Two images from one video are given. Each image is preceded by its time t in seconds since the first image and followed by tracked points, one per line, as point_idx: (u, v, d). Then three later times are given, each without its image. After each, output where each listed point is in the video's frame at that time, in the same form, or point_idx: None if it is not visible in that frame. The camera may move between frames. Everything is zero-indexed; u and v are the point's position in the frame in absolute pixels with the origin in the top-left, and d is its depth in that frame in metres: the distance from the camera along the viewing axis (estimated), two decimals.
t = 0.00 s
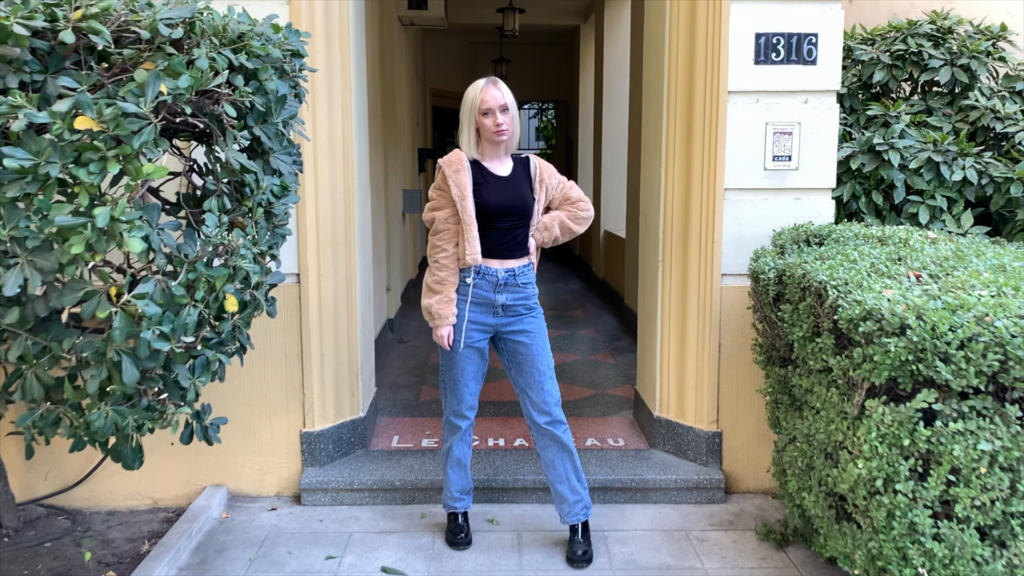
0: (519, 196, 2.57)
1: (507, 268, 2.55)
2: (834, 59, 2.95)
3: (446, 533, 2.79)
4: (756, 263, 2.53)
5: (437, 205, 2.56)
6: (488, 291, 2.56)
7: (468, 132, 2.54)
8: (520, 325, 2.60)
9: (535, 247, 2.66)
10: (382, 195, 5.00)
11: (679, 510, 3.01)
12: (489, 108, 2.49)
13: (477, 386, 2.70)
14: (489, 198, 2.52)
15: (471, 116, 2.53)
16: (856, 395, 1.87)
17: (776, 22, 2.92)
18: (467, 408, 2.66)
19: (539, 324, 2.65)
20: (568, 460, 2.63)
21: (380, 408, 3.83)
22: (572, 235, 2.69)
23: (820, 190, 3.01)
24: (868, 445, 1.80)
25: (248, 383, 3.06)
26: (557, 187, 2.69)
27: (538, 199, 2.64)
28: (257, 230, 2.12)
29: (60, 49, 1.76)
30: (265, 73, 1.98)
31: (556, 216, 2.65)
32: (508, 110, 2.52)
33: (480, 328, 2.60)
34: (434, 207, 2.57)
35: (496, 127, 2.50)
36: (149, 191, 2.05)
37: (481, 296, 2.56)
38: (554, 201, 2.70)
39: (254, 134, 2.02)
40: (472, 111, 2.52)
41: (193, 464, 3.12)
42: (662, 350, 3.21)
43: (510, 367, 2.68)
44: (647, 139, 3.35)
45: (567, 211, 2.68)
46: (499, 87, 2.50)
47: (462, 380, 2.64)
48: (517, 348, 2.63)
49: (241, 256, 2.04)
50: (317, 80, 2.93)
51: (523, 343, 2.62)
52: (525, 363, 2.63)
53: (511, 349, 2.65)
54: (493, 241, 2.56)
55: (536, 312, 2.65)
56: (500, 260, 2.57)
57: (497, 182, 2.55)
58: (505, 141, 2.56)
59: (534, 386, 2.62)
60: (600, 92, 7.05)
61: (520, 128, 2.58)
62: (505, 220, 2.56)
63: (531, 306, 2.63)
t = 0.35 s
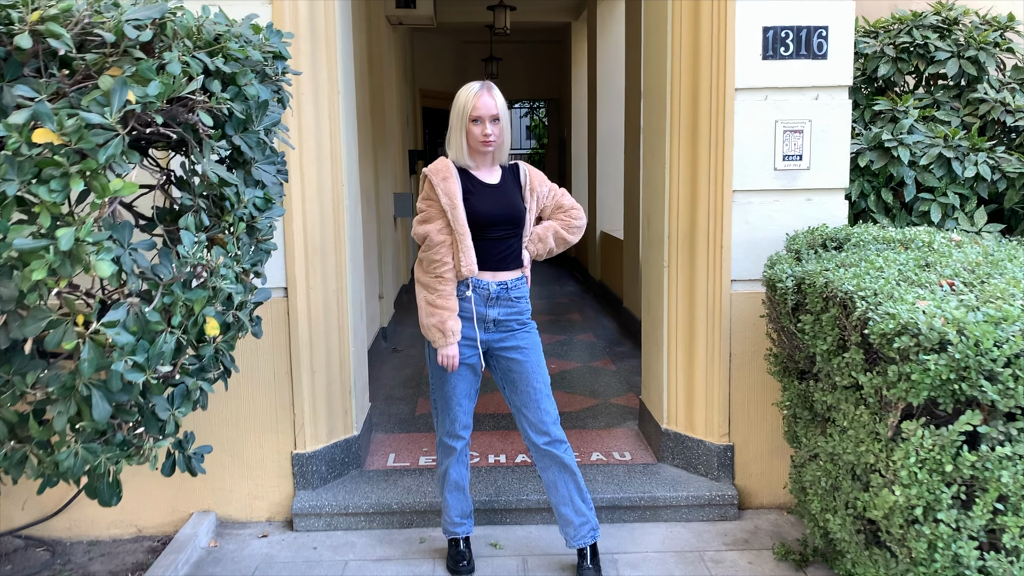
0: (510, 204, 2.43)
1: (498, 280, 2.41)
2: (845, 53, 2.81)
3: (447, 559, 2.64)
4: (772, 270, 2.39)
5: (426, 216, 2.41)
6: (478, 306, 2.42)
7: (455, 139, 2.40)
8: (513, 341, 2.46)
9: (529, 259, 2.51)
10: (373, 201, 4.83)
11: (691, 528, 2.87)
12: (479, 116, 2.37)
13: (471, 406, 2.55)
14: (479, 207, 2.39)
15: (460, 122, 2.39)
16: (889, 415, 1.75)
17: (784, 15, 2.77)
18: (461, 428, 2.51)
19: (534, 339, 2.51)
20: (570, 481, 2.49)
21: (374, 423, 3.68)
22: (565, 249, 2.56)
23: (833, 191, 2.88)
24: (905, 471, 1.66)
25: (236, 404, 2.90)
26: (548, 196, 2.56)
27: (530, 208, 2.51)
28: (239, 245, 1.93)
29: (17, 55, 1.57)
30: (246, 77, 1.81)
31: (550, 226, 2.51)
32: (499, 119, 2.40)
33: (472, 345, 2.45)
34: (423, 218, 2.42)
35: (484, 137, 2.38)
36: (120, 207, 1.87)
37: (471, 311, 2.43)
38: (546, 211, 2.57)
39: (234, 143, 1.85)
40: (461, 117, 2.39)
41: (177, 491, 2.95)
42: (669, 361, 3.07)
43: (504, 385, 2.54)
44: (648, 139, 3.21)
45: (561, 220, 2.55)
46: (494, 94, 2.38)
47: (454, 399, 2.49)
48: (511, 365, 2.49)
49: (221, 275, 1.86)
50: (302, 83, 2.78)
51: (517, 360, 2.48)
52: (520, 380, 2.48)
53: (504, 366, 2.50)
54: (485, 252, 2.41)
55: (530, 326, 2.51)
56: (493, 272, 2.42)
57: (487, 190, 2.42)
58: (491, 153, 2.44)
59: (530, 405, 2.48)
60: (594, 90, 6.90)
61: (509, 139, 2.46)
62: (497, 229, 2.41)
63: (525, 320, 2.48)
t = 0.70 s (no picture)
0: (499, 211, 2.29)
1: (484, 292, 2.27)
2: (856, 46, 2.67)
3: None
4: (786, 277, 2.26)
5: (410, 223, 2.27)
6: (463, 319, 2.28)
7: (440, 142, 2.26)
8: (501, 355, 2.32)
9: (520, 270, 2.37)
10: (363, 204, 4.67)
11: (700, 547, 2.74)
12: (465, 116, 2.23)
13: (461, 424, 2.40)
14: (466, 214, 2.24)
15: (445, 123, 2.25)
16: (922, 437, 1.61)
17: (792, 7, 2.63)
18: (450, 445, 2.36)
19: (523, 352, 2.37)
20: (567, 501, 2.34)
21: (366, 437, 3.53)
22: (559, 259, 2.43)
23: (844, 191, 2.74)
24: (942, 498, 1.53)
25: (219, 423, 2.74)
26: (542, 203, 2.41)
27: (522, 216, 2.35)
28: (213, 260, 1.75)
29: None
30: (218, 77, 1.63)
31: (542, 235, 2.37)
32: (487, 120, 2.26)
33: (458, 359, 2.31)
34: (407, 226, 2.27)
35: (471, 139, 2.24)
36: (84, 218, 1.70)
37: (455, 324, 2.29)
38: (539, 218, 2.42)
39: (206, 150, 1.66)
40: (446, 118, 2.25)
41: (158, 515, 2.79)
42: (675, 371, 2.93)
43: (493, 401, 2.40)
44: (649, 138, 3.07)
45: (555, 229, 2.41)
46: (481, 93, 2.24)
47: (441, 416, 2.34)
48: (500, 380, 2.35)
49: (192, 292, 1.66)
50: (284, 82, 2.63)
51: (505, 375, 2.33)
52: (510, 394, 2.34)
53: (492, 381, 2.36)
54: (472, 262, 2.27)
55: (520, 339, 2.36)
56: (478, 283, 2.28)
57: (475, 196, 2.27)
58: (479, 156, 2.30)
59: (520, 422, 2.33)
60: (589, 88, 6.77)
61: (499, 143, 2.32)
62: (485, 237, 2.28)
63: (514, 333, 2.34)
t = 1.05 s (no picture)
0: (500, 211, 2.10)
1: (488, 298, 2.09)
2: (882, 42, 2.48)
3: None
4: (806, 292, 2.09)
5: (405, 226, 2.13)
6: (467, 328, 2.10)
7: (441, 130, 2.09)
8: (509, 367, 2.13)
9: (527, 271, 2.18)
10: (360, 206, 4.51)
11: None
12: (469, 102, 2.06)
13: (465, 445, 2.22)
14: (461, 214, 2.07)
15: (447, 110, 2.09)
16: (968, 478, 1.43)
17: None
18: (451, 469, 2.17)
19: (534, 364, 2.17)
20: (563, 536, 2.14)
21: (359, 452, 3.37)
22: (571, 260, 2.22)
23: (868, 197, 2.56)
24: (990, 550, 1.35)
25: (199, 439, 2.60)
26: (553, 198, 2.20)
27: (528, 213, 2.16)
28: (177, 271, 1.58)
29: None
30: (178, 67, 1.46)
31: (552, 233, 2.16)
32: (492, 107, 2.09)
33: (462, 373, 2.13)
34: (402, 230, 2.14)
35: (474, 126, 2.06)
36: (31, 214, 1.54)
37: (459, 335, 2.11)
38: (551, 214, 2.21)
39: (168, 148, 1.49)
40: (448, 104, 2.09)
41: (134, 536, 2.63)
42: (684, 388, 2.76)
43: (500, 416, 2.22)
44: (659, 139, 2.89)
45: (567, 226, 2.19)
46: (487, 79, 2.09)
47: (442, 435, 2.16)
48: (506, 394, 2.16)
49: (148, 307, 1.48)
50: (269, 79, 2.47)
51: (512, 389, 2.15)
52: (516, 411, 2.15)
53: (499, 395, 2.18)
54: (469, 267, 2.10)
55: (531, 349, 2.17)
56: (479, 290, 2.11)
57: (472, 195, 2.10)
58: (482, 147, 2.12)
59: (525, 442, 2.14)
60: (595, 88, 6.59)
61: (504, 134, 2.14)
62: (484, 239, 2.10)
63: (523, 342, 2.14)
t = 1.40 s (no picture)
0: (516, 235, 1.89)
1: (505, 331, 1.86)
2: (915, 54, 2.29)
3: None
4: (832, 329, 1.89)
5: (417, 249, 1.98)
6: (484, 365, 1.88)
7: (465, 141, 1.91)
8: (530, 411, 1.88)
9: (554, 299, 1.95)
10: (358, 218, 4.34)
11: None
12: (494, 109, 1.88)
13: (476, 495, 1.98)
14: (472, 238, 1.88)
15: (471, 119, 1.91)
16: None
17: (840, 8, 2.26)
18: (457, 523, 1.94)
19: (562, 410, 1.90)
20: None
21: (347, 482, 3.18)
22: (607, 291, 1.95)
23: (898, 222, 2.36)
24: None
25: (169, 472, 2.45)
26: (590, 220, 1.94)
27: (557, 236, 1.93)
28: (123, 306, 1.40)
29: None
30: (124, 75, 1.30)
31: (583, 259, 1.91)
32: (521, 115, 1.90)
33: (477, 415, 1.91)
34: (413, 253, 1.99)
35: (499, 135, 1.88)
36: None
37: (475, 372, 1.89)
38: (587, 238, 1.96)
39: (113, 167, 1.34)
40: (473, 112, 1.91)
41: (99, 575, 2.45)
42: (695, 425, 2.55)
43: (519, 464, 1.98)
44: (671, 156, 2.70)
45: (603, 252, 1.92)
46: (516, 84, 1.90)
47: (450, 483, 1.94)
48: (526, 441, 1.92)
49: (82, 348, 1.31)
50: (251, 88, 2.31)
51: (532, 436, 1.90)
52: (535, 460, 1.91)
53: (518, 441, 1.94)
54: (478, 296, 1.91)
55: (559, 391, 1.90)
56: (496, 322, 1.90)
57: (487, 217, 1.90)
58: (510, 159, 1.91)
59: (540, 495, 1.90)
60: (605, 97, 6.41)
61: (535, 148, 1.94)
62: (498, 266, 1.90)
63: (547, 382, 1.89)
